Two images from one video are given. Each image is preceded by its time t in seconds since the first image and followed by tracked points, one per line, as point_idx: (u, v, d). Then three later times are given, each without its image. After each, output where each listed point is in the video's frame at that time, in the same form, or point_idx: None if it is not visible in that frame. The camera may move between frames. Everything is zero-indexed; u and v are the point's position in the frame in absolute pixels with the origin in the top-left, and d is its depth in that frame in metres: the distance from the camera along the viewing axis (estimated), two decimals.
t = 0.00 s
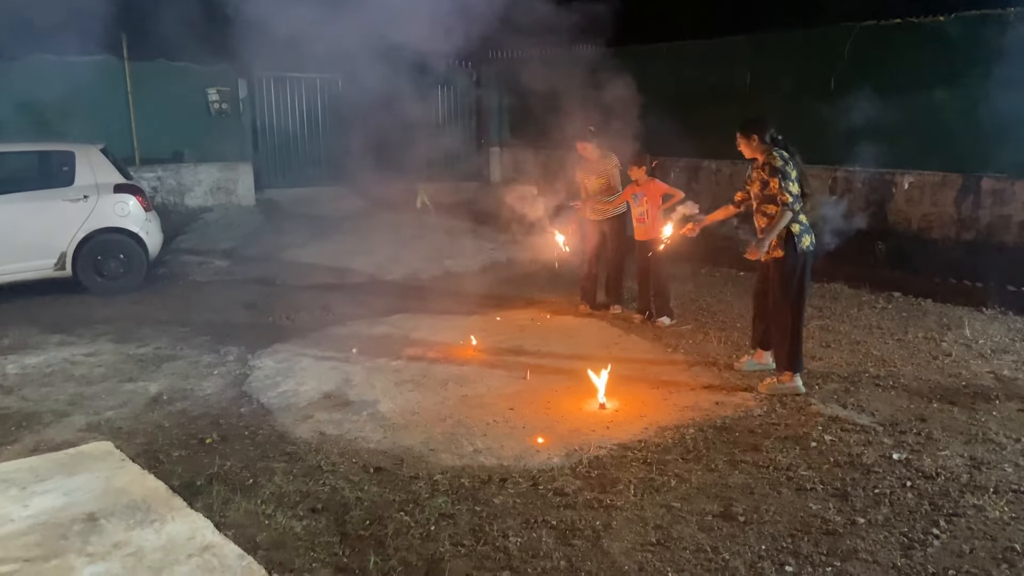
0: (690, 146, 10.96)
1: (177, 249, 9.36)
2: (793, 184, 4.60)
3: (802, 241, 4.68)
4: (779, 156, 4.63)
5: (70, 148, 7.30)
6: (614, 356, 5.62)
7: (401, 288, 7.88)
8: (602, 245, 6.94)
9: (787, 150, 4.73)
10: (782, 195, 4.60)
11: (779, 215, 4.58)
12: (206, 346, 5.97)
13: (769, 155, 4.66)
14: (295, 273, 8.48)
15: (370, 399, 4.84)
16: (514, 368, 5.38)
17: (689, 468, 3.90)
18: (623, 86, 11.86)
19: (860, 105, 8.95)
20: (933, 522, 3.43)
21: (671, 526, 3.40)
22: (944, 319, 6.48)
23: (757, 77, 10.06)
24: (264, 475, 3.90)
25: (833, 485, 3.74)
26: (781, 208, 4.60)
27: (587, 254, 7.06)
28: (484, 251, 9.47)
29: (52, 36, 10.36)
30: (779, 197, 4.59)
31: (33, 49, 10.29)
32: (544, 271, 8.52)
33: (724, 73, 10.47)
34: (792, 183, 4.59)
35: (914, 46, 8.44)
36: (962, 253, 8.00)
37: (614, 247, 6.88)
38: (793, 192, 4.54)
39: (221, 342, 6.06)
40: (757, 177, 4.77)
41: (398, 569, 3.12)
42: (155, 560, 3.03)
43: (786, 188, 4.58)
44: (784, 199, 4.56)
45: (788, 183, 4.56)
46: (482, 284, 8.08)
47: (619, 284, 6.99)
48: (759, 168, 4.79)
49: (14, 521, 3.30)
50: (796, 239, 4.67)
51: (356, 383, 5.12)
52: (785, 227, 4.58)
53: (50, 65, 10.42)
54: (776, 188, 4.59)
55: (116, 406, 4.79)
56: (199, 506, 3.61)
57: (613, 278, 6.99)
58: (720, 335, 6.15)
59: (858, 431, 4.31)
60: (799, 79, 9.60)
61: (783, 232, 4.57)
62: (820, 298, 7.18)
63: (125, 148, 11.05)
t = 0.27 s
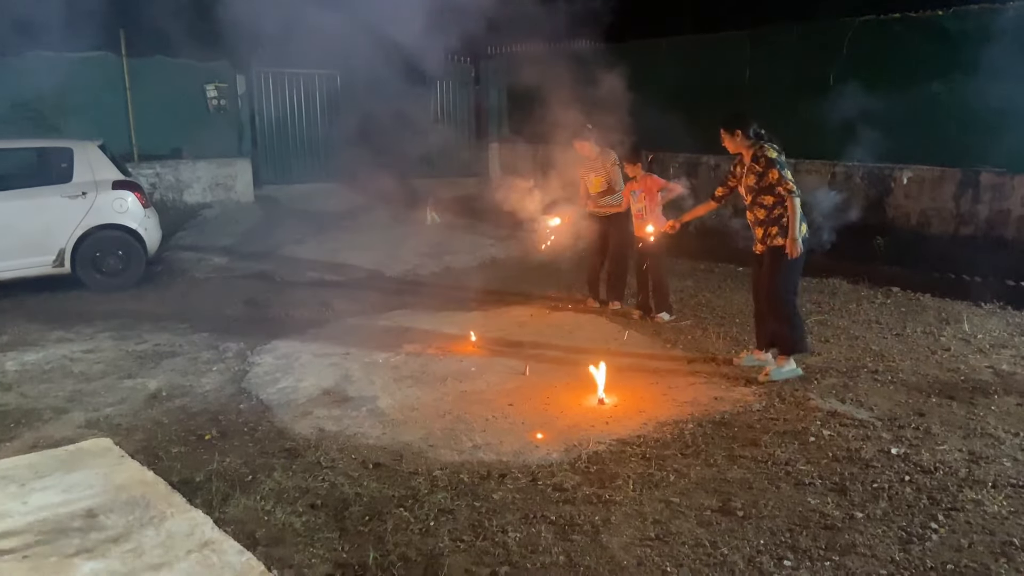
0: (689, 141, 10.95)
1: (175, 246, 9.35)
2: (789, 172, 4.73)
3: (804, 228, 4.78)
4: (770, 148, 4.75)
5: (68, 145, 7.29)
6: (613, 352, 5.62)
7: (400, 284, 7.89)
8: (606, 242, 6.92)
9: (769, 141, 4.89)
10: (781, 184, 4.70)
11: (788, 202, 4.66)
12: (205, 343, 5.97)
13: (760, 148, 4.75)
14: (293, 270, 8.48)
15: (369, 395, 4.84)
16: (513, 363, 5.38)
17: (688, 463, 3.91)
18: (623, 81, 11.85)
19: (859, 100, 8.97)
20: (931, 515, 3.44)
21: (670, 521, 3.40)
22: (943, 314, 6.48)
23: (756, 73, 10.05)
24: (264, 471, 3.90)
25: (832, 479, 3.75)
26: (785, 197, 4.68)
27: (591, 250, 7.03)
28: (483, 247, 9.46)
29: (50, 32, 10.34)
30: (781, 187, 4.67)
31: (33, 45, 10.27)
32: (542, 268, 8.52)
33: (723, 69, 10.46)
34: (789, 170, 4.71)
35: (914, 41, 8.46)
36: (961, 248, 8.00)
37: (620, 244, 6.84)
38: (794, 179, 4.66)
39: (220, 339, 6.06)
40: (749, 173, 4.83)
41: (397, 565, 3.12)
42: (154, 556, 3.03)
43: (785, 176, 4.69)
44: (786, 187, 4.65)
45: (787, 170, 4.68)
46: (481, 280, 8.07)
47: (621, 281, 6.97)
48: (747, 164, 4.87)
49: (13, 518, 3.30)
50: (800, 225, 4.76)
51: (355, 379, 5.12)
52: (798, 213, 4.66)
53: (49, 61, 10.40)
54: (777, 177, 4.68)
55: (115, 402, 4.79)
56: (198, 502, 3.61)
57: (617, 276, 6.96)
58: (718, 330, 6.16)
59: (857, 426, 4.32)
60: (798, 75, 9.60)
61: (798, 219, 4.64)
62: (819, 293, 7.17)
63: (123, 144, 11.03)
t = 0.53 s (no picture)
0: (689, 138, 10.93)
1: (175, 244, 9.35)
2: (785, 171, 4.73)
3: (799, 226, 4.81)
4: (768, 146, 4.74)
5: (67, 143, 7.28)
6: (613, 349, 5.62)
7: (400, 282, 7.89)
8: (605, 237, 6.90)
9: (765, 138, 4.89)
10: (778, 183, 4.70)
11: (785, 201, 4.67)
12: (204, 341, 5.97)
13: (757, 147, 4.74)
14: (293, 267, 8.48)
15: (369, 393, 4.84)
16: (513, 361, 5.38)
17: (688, 460, 3.91)
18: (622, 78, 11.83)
19: (859, 96, 8.96)
20: (931, 512, 3.44)
21: (670, 518, 3.40)
22: (943, 310, 6.48)
23: (755, 69, 10.04)
24: (264, 469, 3.91)
25: (832, 476, 3.75)
26: (782, 196, 4.69)
27: (591, 246, 7.01)
28: (483, 244, 9.47)
29: (49, 30, 10.32)
30: (778, 185, 4.69)
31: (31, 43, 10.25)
32: (542, 265, 8.51)
33: (722, 65, 10.45)
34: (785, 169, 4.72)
35: (913, 38, 8.46)
36: (961, 245, 7.99)
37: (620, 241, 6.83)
38: (790, 178, 4.67)
39: (220, 337, 6.06)
40: (745, 171, 4.83)
41: (397, 562, 3.13)
42: (154, 555, 3.03)
43: (782, 175, 4.69)
44: (783, 186, 4.66)
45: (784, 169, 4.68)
46: (481, 277, 8.07)
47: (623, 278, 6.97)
48: (743, 162, 4.87)
49: (14, 516, 3.30)
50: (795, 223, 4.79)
51: (355, 377, 5.13)
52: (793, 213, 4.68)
53: (48, 59, 10.38)
54: (774, 176, 4.68)
55: (115, 400, 4.79)
56: (198, 500, 3.61)
57: (618, 272, 6.96)
58: (718, 327, 6.16)
59: (857, 422, 4.32)
60: (798, 71, 9.59)
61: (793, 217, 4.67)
62: (819, 290, 7.16)
63: (123, 142, 11.00)
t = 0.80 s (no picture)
0: (689, 137, 10.92)
1: (175, 244, 9.35)
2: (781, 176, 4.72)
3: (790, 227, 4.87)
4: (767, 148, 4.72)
5: (67, 142, 7.28)
6: (613, 348, 5.61)
7: (400, 281, 7.89)
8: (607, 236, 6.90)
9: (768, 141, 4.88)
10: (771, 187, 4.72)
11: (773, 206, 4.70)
12: (204, 340, 5.97)
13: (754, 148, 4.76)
14: (293, 267, 8.47)
15: (369, 392, 4.84)
16: (514, 360, 5.38)
17: (689, 459, 3.91)
18: (622, 77, 11.82)
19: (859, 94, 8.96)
20: (932, 511, 3.44)
21: (671, 517, 3.40)
22: (944, 308, 6.48)
23: (756, 67, 10.03)
24: (264, 468, 3.90)
25: (833, 474, 3.75)
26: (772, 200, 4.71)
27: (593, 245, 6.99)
28: (483, 243, 9.47)
29: (48, 30, 10.31)
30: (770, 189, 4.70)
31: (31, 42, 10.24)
32: (543, 264, 8.51)
33: (723, 64, 10.44)
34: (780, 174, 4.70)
35: (915, 36, 8.45)
36: (962, 243, 7.98)
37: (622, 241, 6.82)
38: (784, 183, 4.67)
39: (221, 336, 6.06)
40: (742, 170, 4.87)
41: (397, 561, 3.12)
42: (155, 554, 3.03)
43: (776, 180, 4.69)
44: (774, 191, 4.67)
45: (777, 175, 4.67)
46: (481, 276, 8.07)
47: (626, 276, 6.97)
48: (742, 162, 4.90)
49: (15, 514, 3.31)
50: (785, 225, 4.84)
51: (355, 376, 5.12)
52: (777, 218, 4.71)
53: (47, 59, 10.36)
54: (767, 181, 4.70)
55: (115, 400, 4.79)
56: (199, 499, 3.61)
57: (619, 272, 6.95)
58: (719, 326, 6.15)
59: (858, 421, 4.32)
60: (798, 69, 9.59)
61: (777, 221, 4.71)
62: (820, 288, 7.15)
63: (123, 141, 10.98)
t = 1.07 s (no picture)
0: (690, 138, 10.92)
1: (177, 246, 9.36)
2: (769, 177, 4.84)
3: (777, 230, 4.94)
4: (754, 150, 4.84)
5: (68, 144, 7.29)
6: (614, 349, 5.60)
7: (402, 283, 7.89)
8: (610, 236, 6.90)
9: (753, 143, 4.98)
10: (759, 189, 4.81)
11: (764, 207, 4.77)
12: (206, 342, 5.97)
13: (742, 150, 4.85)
14: (295, 268, 8.48)
15: (371, 394, 4.84)
16: (515, 361, 5.38)
17: (690, 460, 3.90)
18: (623, 78, 11.82)
19: (859, 95, 8.96)
20: (934, 512, 3.43)
21: (672, 518, 3.40)
22: (946, 310, 6.47)
23: (756, 68, 10.03)
24: (266, 470, 3.91)
25: (835, 476, 3.74)
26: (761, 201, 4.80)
27: (597, 246, 6.98)
28: (484, 245, 9.47)
29: (49, 33, 10.31)
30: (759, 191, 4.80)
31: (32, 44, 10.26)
32: (544, 265, 8.51)
33: (724, 65, 10.44)
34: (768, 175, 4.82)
35: (916, 37, 8.45)
36: (964, 244, 7.98)
37: (624, 242, 6.82)
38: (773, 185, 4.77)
39: (222, 338, 6.06)
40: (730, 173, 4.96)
41: (399, 563, 3.12)
42: (157, 555, 3.03)
43: (764, 181, 4.81)
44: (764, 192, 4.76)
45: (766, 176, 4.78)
46: (482, 278, 8.07)
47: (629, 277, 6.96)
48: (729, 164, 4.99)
49: (17, 516, 3.31)
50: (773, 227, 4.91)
51: (357, 377, 5.13)
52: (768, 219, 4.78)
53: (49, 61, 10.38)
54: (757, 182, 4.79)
55: (117, 402, 4.79)
56: (201, 501, 3.61)
57: (622, 273, 6.94)
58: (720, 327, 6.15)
59: (860, 422, 4.31)
60: (798, 70, 9.59)
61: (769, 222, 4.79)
62: (821, 289, 7.15)
63: (124, 143, 10.99)
